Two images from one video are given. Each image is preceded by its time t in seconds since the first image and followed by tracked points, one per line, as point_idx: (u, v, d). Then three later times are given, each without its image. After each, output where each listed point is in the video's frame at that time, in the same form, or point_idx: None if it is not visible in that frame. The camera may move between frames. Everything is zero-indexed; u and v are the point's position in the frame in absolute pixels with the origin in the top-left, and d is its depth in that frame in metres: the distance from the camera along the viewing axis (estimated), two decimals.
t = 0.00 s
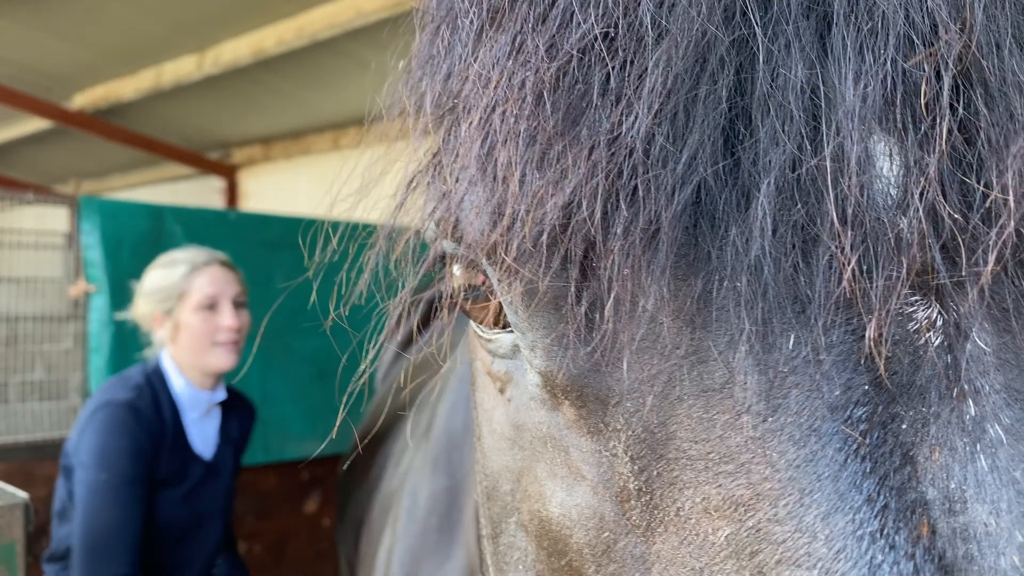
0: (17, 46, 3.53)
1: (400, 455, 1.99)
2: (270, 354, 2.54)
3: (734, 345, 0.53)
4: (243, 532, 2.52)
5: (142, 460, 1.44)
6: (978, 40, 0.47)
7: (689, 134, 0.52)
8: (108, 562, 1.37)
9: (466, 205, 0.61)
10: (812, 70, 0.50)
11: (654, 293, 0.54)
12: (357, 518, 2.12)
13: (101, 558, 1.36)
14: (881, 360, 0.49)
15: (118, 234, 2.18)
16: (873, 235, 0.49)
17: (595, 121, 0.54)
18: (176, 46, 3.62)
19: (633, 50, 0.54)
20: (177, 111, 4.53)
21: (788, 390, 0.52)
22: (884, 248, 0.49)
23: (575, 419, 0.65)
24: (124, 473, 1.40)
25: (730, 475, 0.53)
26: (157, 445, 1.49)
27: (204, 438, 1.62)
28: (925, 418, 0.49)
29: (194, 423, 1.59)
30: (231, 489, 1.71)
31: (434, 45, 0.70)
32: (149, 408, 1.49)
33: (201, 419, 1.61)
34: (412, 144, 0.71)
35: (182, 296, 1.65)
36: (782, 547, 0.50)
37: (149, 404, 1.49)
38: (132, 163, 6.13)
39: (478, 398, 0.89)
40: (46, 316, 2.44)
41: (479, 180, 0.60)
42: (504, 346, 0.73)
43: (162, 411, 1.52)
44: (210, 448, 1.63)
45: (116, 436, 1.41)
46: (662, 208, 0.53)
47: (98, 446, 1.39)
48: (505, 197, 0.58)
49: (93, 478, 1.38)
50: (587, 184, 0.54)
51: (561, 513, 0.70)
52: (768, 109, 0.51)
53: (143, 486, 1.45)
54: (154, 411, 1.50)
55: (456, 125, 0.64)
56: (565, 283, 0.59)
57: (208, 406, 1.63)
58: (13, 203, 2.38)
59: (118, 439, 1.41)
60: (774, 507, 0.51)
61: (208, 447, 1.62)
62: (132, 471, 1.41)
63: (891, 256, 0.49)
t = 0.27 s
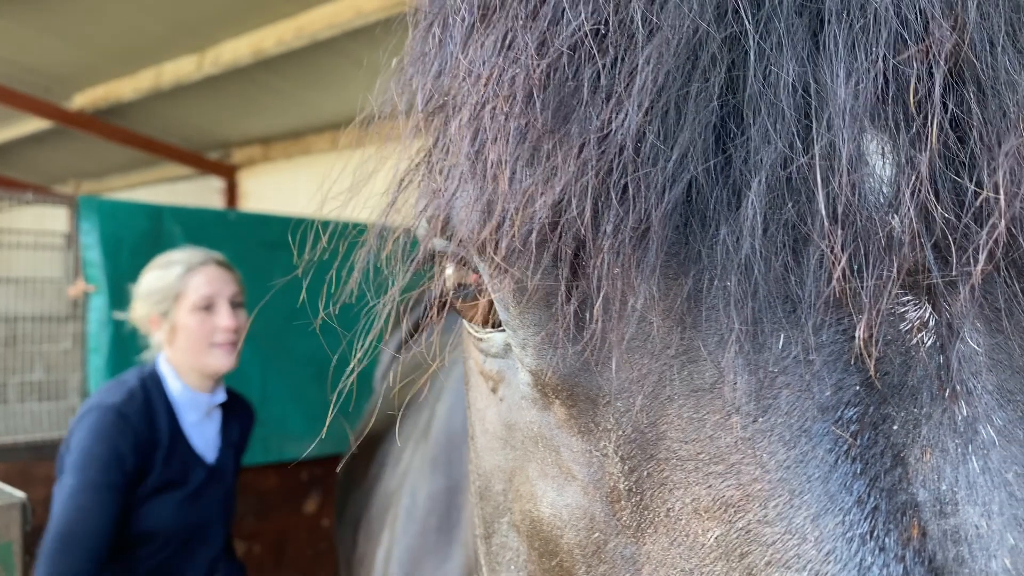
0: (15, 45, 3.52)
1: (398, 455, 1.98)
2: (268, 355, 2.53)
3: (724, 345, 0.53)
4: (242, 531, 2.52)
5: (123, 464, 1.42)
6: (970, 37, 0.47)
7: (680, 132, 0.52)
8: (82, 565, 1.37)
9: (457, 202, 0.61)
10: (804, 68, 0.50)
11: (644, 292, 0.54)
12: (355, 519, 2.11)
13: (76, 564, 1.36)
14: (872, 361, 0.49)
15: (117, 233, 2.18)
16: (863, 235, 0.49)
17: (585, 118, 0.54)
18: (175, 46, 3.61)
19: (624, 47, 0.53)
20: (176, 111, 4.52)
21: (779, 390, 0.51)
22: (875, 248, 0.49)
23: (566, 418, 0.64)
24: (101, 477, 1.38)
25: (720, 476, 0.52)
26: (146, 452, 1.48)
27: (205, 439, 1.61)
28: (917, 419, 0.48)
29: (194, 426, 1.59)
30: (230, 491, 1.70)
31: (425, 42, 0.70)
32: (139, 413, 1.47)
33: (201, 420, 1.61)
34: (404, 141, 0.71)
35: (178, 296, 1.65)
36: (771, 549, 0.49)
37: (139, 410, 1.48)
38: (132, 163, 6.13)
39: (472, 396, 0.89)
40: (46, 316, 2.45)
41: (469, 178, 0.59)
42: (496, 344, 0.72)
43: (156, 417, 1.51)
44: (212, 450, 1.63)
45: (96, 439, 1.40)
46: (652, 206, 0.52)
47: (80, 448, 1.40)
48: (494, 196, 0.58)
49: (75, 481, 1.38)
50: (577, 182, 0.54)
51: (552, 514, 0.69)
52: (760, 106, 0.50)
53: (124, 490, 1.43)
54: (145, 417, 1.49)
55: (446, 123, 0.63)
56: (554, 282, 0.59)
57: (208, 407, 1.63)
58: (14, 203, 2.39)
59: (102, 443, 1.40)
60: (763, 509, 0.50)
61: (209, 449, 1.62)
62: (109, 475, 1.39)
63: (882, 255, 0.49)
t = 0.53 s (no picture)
0: (15, 45, 3.52)
1: (398, 455, 1.98)
2: (268, 354, 2.52)
3: (721, 342, 0.53)
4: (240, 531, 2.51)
5: (116, 463, 1.41)
6: (970, 32, 0.46)
7: (677, 129, 0.52)
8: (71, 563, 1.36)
9: (454, 198, 0.61)
10: (803, 64, 0.50)
11: (641, 289, 0.53)
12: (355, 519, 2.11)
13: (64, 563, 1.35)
14: (870, 358, 0.49)
15: (117, 233, 2.18)
16: (862, 232, 0.49)
17: (582, 114, 0.54)
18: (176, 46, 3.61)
19: (621, 43, 0.53)
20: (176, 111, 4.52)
21: (777, 388, 0.51)
22: (874, 244, 0.49)
23: (563, 415, 0.64)
24: (92, 476, 1.38)
25: (717, 473, 0.52)
26: (140, 452, 1.47)
27: (204, 440, 1.61)
28: (915, 416, 0.48)
29: (192, 427, 1.59)
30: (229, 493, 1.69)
31: (423, 40, 0.70)
32: (134, 413, 1.47)
33: (199, 421, 1.60)
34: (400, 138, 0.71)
35: (176, 296, 1.65)
36: (769, 547, 0.49)
37: (133, 409, 1.47)
38: (132, 163, 6.13)
39: (470, 394, 0.89)
40: (47, 317, 2.42)
41: (466, 174, 0.59)
42: (493, 342, 0.72)
43: (151, 417, 1.50)
44: (211, 452, 1.63)
45: (89, 438, 1.40)
46: (649, 202, 0.52)
47: (73, 447, 1.40)
48: (491, 193, 0.58)
49: (66, 479, 1.38)
50: (575, 178, 0.54)
51: (550, 512, 0.69)
52: (758, 103, 0.50)
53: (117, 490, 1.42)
54: (139, 417, 1.48)
55: (443, 120, 0.63)
56: (552, 278, 0.59)
57: (207, 409, 1.63)
58: (14, 203, 2.39)
59: (94, 441, 1.40)
60: (761, 507, 0.50)
61: (209, 452, 1.62)
62: (100, 474, 1.39)
63: (881, 252, 0.48)
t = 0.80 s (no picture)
0: (15, 45, 3.51)
1: (397, 456, 1.97)
2: (266, 354, 2.52)
3: (718, 341, 0.52)
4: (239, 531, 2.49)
5: (107, 462, 1.40)
6: (971, 28, 0.45)
7: (675, 124, 0.51)
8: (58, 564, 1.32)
9: (451, 194, 0.61)
10: (803, 59, 0.49)
11: (638, 286, 0.53)
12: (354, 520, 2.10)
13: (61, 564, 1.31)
14: (869, 357, 0.48)
15: (116, 233, 2.17)
16: (861, 229, 0.48)
17: (580, 109, 0.53)
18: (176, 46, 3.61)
19: (619, 38, 0.53)
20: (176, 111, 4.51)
21: (774, 386, 0.51)
22: (873, 242, 0.48)
23: (559, 414, 0.64)
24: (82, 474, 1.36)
25: (714, 473, 0.52)
26: (132, 451, 1.45)
27: (199, 441, 1.61)
28: (914, 416, 0.47)
29: (187, 428, 1.59)
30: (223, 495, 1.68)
31: (420, 36, 0.69)
32: (126, 413, 1.46)
33: (193, 423, 1.60)
34: (397, 135, 0.70)
35: (171, 296, 1.64)
36: (766, 547, 0.49)
37: (124, 409, 1.46)
38: (132, 163, 6.12)
39: (466, 393, 0.88)
40: (47, 317, 2.41)
41: (462, 170, 0.59)
42: (490, 340, 0.71)
43: (143, 417, 1.50)
44: (207, 454, 1.63)
45: (80, 436, 1.39)
46: (647, 199, 0.52)
47: (65, 446, 1.38)
48: (487, 191, 0.57)
49: (56, 477, 1.36)
50: (572, 174, 0.53)
51: (545, 511, 0.69)
52: (757, 99, 0.50)
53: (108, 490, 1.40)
54: (132, 417, 1.47)
55: (440, 116, 0.63)
56: (548, 276, 0.58)
57: (202, 409, 1.62)
58: (15, 203, 2.39)
59: (88, 440, 1.39)
60: (758, 507, 0.50)
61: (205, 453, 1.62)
62: (90, 473, 1.36)
63: (880, 250, 0.48)
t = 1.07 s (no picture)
0: (15, 46, 3.51)
1: (396, 457, 1.97)
2: (265, 354, 2.51)
3: (718, 341, 0.52)
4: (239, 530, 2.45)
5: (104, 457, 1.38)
6: (974, 27, 0.43)
7: (675, 124, 0.51)
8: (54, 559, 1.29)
9: (450, 194, 0.61)
10: (803, 59, 0.49)
11: (637, 287, 0.53)
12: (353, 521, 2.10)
13: (68, 561, 1.27)
14: (869, 358, 0.48)
15: (116, 232, 2.17)
16: (861, 229, 0.48)
17: (580, 108, 0.53)
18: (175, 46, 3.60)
19: (619, 37, 0.53)
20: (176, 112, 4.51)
21: (774, 387, 0.50)
22: (873, 242, 0.48)
23: (558, 415, 0.64)
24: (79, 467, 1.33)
25: (714, 474, 0.52)
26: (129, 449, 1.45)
27: (195, 442, 1.62)
28: (915, 418, 0.47)
29: (183, 429, 1.59)
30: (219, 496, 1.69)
31: (419, 36, 0.69)
32: (122, 411, 1.46)
33: (188, 424, 1.61)
34: (396, 135, 0.70)
35: (167, 296, 1.63)
36: (766, 549, 0.49)
37: (120, 408, 1.46)
38: (132, 163, 6.11)
39: (466, 393, 0.88)
40: (46, 318, 2.41)
41: (462, 169, 0.59)
42: (489, 341, 0.71)
43: (138, 417, 1.49)
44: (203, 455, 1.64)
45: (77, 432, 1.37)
46: (646, 198, 0.52)
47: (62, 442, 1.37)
48: (486, 190, 0.57)
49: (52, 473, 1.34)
50: (571, 174, 0.53)
51: (545, 512, 0.68)
52: (758, 99, 0.50)
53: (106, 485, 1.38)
54: (128, 416, 1.47)
55: (439, 115, 0.63)
56: (547, 275, 0.58)
57: (197, 410, 1.63)
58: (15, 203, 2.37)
59: (87, 436, 1.37)
60: (758, 508, 0.49)
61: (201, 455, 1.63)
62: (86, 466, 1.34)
63: (880, 250, 0.48)
